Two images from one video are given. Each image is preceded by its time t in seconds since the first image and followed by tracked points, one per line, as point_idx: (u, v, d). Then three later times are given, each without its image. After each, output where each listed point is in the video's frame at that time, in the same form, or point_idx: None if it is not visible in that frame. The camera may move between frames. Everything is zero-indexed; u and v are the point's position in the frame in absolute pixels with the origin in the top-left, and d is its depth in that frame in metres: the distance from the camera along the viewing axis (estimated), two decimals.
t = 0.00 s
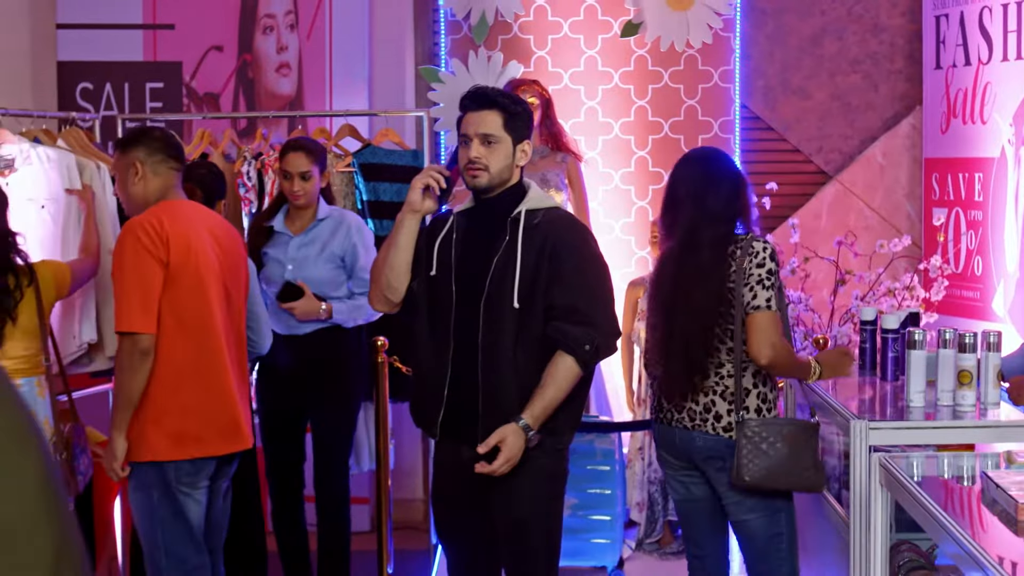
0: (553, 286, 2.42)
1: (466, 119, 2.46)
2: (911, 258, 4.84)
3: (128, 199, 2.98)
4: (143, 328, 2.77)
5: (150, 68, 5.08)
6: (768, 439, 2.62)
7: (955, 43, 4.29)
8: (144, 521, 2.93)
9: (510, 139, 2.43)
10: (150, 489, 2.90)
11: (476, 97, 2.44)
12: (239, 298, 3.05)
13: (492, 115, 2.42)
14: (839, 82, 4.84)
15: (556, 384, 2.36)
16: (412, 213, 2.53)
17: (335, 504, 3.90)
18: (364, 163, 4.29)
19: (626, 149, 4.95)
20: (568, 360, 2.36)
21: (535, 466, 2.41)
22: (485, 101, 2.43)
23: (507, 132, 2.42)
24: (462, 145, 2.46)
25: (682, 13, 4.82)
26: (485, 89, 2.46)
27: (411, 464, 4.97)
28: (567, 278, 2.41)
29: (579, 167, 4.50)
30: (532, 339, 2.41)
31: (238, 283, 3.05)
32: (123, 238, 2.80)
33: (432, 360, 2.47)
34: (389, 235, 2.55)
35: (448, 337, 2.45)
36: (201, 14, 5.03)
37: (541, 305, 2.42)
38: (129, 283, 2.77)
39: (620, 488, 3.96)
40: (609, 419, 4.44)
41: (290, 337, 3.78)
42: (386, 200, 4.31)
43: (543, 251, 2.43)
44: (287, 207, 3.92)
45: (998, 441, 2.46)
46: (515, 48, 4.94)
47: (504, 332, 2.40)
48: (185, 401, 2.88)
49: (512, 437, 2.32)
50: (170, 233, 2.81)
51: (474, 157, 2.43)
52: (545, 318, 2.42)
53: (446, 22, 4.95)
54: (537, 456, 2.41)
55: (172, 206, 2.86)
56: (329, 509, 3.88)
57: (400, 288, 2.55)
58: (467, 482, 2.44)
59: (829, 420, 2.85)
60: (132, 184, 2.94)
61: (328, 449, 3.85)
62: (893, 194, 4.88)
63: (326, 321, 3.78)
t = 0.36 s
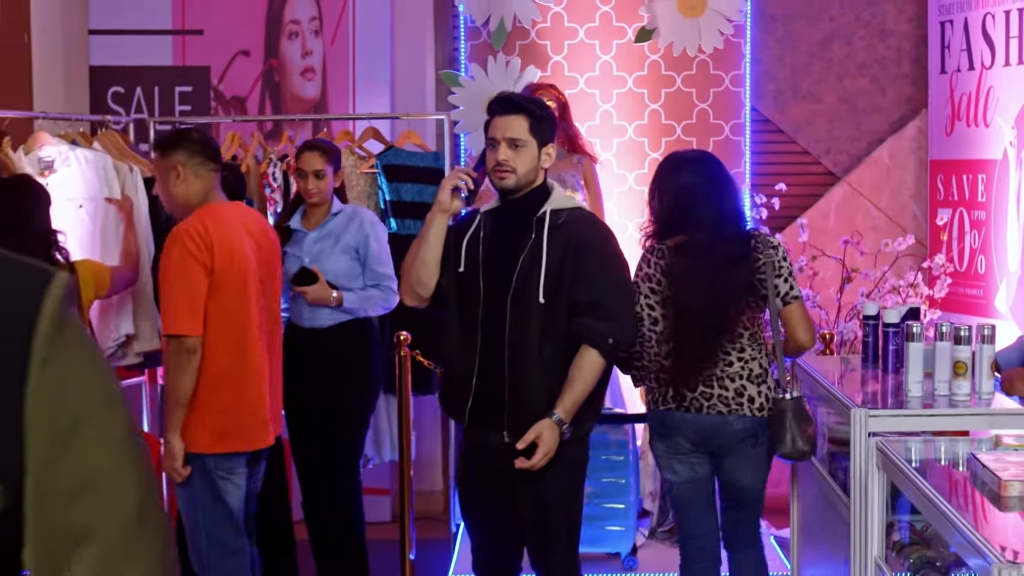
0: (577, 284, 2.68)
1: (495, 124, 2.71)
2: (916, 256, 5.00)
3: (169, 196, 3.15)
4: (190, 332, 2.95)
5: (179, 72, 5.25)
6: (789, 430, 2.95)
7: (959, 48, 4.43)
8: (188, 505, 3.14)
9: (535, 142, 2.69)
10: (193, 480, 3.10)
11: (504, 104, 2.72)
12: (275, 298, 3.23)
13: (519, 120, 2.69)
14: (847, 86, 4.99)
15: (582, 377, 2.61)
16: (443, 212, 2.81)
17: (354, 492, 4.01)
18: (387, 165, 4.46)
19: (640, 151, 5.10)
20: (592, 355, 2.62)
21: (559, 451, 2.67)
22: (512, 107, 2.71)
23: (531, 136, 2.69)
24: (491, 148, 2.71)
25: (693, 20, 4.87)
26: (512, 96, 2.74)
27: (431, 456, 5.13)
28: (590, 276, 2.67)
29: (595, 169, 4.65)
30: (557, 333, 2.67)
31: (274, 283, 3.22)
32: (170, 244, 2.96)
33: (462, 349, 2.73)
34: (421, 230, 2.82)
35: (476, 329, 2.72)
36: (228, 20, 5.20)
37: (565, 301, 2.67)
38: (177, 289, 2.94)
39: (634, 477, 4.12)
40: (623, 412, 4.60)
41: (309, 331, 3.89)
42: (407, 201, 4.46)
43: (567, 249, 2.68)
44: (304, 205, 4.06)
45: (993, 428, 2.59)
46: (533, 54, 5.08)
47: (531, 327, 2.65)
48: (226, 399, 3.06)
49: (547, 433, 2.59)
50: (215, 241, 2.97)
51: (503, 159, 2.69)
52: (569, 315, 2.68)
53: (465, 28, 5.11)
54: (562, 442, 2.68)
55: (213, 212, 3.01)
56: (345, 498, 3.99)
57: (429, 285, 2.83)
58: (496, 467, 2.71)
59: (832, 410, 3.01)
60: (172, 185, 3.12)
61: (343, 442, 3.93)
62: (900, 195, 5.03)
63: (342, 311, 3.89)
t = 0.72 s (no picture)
0: (608, 280, 2.94)
1: (530, 130, 3.00)
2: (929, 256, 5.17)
3: (230, 197, 3.58)
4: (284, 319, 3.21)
5: (216, 78, 5.45)
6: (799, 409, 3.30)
7: (971, 54, 4.60)
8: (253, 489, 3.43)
9: (568, 147, 2.96)
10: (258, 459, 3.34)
11: (540, 110, 2.97)
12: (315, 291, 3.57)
13: (552, 124, 2.95)
14: (862, 90, 5.17)
15: (613, 368, 2.87)
16: (479, 212, 3.08)
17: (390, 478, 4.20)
18: (418, 167, 4.64)
19: (661, 154, 5.26)
20: (622, 346, 2.87)
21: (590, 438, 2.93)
22: (548, 113, 2.96)
23: (564, 141, 2.95)
24: (526, 152, 2.98)
25: (713, 27, 5.07)
26: (546, 102, 2.98)
27: (459, 449, 5.30)
28: (620, 273, 2.93)
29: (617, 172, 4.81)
30: (589, 325, 2.93)
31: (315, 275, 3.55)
32: (261, 240, 3.21)
33: (500, 338, 2.99)
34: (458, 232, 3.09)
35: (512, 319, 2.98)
36: (264, 28, 5.40)
37: (597, 295, 2.93)
38: (271, 280, 3.20)
39: (655, 466, 4.30)
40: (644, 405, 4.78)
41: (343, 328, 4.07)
42: (437, 201, 4.67)
43: (599, 247, 2.94)
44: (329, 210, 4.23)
45: (992, 415, 2.75)
46: (557, 60, 5.24)
47: (564, 318, 2.91)
48: (298, 379, 3.37)
49: (578, 419, 2.85)
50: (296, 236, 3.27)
51: (538, 162, 2.95)
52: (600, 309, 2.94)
53: (492, 35, 5.22)
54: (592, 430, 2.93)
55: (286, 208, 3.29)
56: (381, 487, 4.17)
57: (467, 281, 3.09)
58: (530, 449, 2.97)
59: (843, 400, 3.19)
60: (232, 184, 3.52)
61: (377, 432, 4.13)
62: (914, 197, 5.20)
63: (378, 305, 4.07)
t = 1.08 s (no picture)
0: (645, 280, 3.34)
1: (570, 138, 3.43)
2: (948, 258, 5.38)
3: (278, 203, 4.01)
4: (344, 311, 3.80)
5: (260, 86, 5.67)
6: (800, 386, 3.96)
7: (989, 63, 4.77)
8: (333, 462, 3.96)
9: (607, 153, 3.38)
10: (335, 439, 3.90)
11: (581, 120, 3.41)
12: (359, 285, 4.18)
13: (592, 133, 3.38)
14: (884, 98, 5.36)
15: (650, 361, 3.26)
16: (524, 214, 3.56)
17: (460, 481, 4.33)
18: (457, 172, 4.86)
19: (689, 160, 5.43)
20: (658, 342, 3.27)
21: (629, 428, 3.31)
22: (587, 122, 3.41)
23: (604, 148, 3.38)
24: (569, 158, 3.40)
25: (739, 37, 5.23)
26: (587, 113, 3.43)
27: (494, 445, 5.48)
28: (656, 276, 3.33)
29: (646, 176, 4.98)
30: (628, 322, 3.33)
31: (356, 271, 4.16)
32: (323, 240, 3.79)
33: (542, 336, 3.39)
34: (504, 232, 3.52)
35: (556, 321, 3.37)
36: (306, 38, 5.61)
37: (635, 296, 3.33)
38: (334, 275, 3.78)
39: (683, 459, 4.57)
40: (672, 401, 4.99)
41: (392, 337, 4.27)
42: (475, 205, 4.87)
43: (637, 250, 3.34)
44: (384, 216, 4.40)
45: (1001, 407, 2.91)
46: (589, 68, 5.41)
47: (605, 318, 3.31)
48: (351, 362, 3.97)
49: (617, 413, 3.22)
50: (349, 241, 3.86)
51: (579, 169, 3.38)
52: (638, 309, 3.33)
53: (526, 45, 5.36)
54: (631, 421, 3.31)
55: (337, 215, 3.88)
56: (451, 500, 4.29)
57: (512, 280, 3.50)
58: (570, 439, 3.37)
59: (862, 395, 3.36)
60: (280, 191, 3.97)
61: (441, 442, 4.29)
62: (934, 201, 5.38)
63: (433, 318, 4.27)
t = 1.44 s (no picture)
0: (671, 287, 3.54)
1: (600, 152, 3.61)
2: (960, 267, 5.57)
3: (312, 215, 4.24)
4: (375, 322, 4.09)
5: (293, 101, 5.88)
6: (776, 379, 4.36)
7: (999, 78, 4.95)
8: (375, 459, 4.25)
9: (635, 166, 3.57)
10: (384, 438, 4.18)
11: (611, 134, 3.59)
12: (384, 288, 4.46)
13: (621, 147, 3.57)
14: (898, 111, 5.57)
15: (677, 367, 3.49)
16: (557, 226, 3.78)
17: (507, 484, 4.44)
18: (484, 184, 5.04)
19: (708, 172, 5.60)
20: (684, 347, 3.50)
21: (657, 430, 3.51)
22: (616, 136, 3.59)
23: (632, 161, 3.56)
24: (599, 171, 3.58)
25: (756, 53, 5.46)
26: (617, 128, 3.61)
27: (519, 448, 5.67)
28: (680, 283, 3.54)
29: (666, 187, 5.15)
30: (654, 328, 3.52)
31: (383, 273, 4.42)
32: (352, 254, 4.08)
33: (573, 336, 3.59)
34: (537, 243, 3.77)
35: (585, 324, 3.56)
36: (338, 54, 5.83)
37: (661, 302, 3.53)
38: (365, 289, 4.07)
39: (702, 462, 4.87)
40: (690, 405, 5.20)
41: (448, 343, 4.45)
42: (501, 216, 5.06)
43: (663, 258, 3.54)
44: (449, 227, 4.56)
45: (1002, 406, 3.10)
46: (611, 84, 5.58)
47: (632, 323, 3.49)
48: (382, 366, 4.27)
49: (647, 417, 3.45)
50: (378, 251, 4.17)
51: (609, 181, 3.56)
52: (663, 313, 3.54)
53: (551, 61, 5.55)
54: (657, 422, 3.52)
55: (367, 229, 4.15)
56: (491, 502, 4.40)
57: (544, 285, 3.76)
58: (597, 439, 3.55)
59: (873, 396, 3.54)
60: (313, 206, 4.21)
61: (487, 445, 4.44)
62: (947, 212, 5.59)
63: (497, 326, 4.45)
